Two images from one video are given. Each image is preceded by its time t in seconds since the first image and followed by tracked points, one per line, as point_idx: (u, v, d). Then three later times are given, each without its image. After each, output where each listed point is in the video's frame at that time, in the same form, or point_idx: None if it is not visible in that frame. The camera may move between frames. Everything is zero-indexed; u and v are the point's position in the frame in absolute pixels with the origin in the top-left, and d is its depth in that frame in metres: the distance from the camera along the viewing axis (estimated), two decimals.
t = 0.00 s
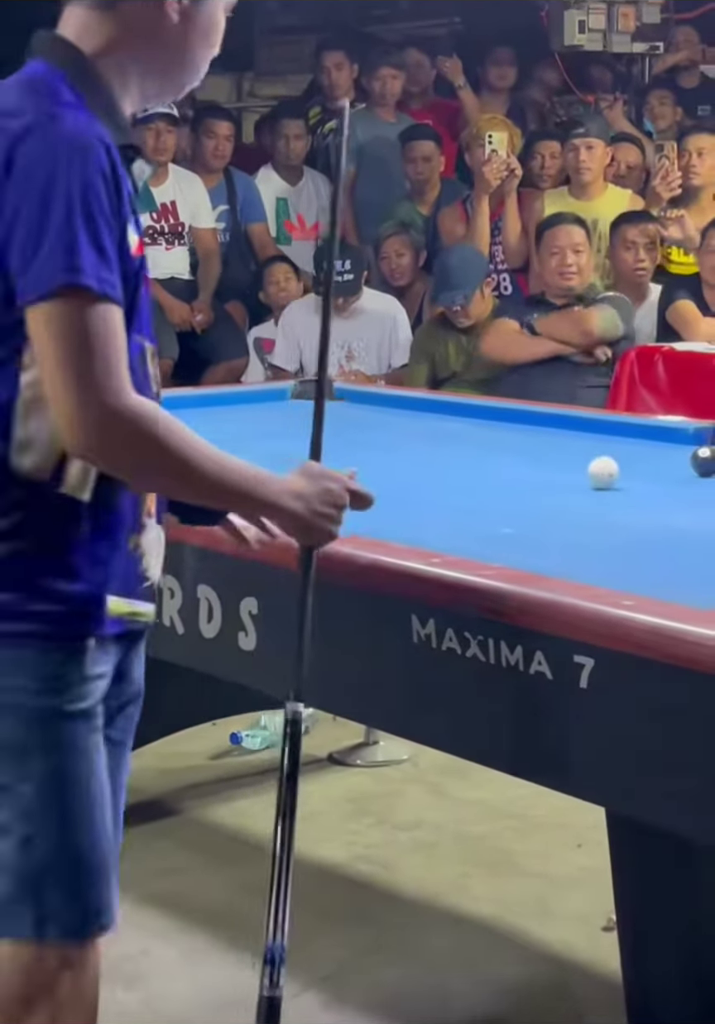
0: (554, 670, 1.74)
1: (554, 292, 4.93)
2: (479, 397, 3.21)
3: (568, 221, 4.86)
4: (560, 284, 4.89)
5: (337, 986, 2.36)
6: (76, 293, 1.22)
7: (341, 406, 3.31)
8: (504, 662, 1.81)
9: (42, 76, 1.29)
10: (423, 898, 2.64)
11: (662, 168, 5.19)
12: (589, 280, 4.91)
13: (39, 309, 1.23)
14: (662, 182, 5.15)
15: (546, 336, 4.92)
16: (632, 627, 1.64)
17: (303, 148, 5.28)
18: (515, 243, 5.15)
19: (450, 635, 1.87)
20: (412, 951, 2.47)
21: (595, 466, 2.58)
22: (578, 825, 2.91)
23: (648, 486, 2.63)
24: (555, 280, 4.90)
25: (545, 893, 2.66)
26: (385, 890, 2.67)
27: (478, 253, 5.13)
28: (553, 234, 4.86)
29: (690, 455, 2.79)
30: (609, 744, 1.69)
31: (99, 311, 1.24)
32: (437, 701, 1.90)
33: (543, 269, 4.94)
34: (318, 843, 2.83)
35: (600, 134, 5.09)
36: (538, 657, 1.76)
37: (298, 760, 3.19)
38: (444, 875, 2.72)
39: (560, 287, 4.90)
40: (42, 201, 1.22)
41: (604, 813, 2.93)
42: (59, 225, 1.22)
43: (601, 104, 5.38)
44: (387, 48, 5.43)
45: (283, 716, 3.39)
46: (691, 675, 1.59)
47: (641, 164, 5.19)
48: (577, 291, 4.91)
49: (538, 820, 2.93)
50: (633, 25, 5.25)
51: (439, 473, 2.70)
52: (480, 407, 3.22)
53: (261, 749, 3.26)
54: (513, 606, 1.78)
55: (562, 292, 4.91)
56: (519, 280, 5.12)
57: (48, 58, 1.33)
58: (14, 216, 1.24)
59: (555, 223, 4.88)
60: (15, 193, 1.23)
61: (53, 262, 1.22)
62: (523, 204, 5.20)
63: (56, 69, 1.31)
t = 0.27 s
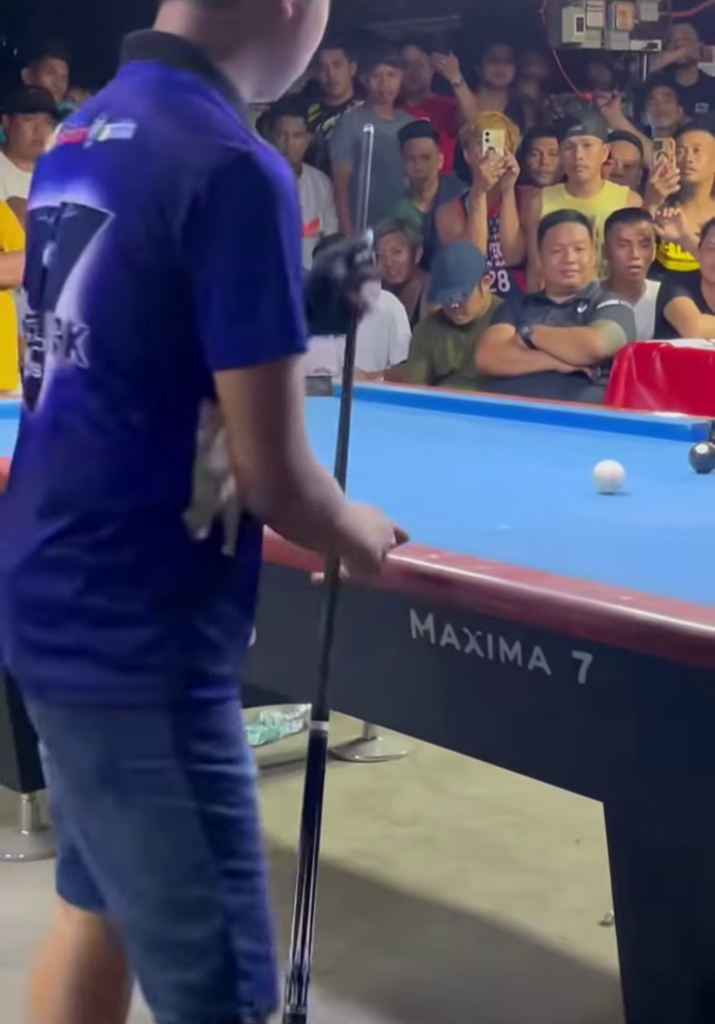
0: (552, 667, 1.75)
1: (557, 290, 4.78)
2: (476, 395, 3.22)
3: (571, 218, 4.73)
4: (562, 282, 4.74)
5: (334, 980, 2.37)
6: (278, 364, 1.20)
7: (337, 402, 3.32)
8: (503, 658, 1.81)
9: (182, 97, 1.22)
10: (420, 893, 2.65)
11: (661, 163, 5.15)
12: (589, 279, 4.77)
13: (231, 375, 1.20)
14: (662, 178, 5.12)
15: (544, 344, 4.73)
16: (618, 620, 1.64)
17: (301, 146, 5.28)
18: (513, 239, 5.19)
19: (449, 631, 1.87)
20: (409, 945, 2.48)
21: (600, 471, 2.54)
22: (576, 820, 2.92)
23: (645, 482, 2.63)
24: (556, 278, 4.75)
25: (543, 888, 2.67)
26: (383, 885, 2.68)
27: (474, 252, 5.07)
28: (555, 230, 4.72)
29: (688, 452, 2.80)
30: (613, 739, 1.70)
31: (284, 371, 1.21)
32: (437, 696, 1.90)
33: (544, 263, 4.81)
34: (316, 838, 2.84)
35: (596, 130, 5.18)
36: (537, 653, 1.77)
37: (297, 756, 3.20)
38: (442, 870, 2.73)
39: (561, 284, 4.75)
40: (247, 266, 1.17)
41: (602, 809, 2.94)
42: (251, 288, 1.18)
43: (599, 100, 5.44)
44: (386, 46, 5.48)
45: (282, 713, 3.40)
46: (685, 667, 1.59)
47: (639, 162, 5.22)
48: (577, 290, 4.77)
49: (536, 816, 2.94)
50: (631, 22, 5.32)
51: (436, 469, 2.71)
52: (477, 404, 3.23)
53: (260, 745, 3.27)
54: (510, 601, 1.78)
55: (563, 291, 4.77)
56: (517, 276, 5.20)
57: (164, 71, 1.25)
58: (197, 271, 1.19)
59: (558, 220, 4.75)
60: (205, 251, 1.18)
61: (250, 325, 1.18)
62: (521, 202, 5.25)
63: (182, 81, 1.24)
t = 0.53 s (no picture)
0: (553, 663, 1.75)
1: (559, 288, 4.76)
2: (480, 391, 3.23)
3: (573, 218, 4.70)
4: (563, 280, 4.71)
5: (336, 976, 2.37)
6: (446, 352, 1.15)
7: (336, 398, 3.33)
8: (503, 654, 1.82)
9: (324, 67, 1.16)
10: (421, 889, 2.66)
11: (661, 160, 5.19)
12: (590, 279, 4.74)
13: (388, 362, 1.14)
14: (661, 176, 5.16)
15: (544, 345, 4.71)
16: (616, 616, 1.64)
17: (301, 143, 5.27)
18: (513, 237, 5.21)
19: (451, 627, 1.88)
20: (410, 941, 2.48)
21: (606, 473, 2.51)
22: (577, 817, 2.93)
23: (645, 478, 2.64)
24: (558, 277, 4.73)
25: (543, 884, 2.67)
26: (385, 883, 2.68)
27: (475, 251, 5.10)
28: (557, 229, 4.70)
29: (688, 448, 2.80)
30: (599, 736, 1.69)
31: (445, 368, 1.16)
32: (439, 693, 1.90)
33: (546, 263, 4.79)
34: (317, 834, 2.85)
35: (596, 127, 5.20)
36: (538, 649, 1.77)
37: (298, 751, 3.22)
38: (443, 866, 2.74)
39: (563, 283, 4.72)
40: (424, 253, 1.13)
41: (603, 805, 2.94)
42: (429, 273, 1.13)
43: (599, 97, 5.46)
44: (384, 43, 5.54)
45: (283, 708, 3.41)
46: (671, 663, 1.58)
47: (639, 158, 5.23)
48: (578, 289, 4.75)
49: (537, 813, 2.95)
50: (630, 19, 5.34)
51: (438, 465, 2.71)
52: (478, 400, 3.24)
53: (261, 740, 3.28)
54: (509, 597, 1.78)
55: (564, 290, 4.75)
56: (516, 273, 5.21)
57: (277, 37, 1.19)
58: (370, 262, 1.12)
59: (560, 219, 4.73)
60: (388, 240, 1.12)
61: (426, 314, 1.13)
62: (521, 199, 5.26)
63: (316, 51, 1.18)
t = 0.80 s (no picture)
0: (552, 660, 1.74)
1: (557, 290, 4.74)
2: (480, 389, 3.24)
3: (576, 216, 4.73)
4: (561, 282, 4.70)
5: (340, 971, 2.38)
6: (431, 321, 1.06)
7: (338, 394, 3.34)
8: (504, 651, 1.81)
9: (334, 54, 1.09)
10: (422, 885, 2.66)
11: (661, 161, 5.22)
12: (590, 280, 4.73)
13: (368, 317, 1.03)
14: (662, 174, 5.17)
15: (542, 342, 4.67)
16: (614, 611, 1.65)
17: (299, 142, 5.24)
18: (511, 236, 5.19)
19: (450, 625, 1.88)
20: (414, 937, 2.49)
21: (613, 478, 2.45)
22: (577, 815, 2.94)
23: (644, 475, 2.64)
24: (558, 277, 4.71)
25: (543, 880, 2.68)
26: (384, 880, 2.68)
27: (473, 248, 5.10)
28: (559, 226, 4.70)
29: (689, 446, 2.80)
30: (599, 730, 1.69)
31: (431, 343, 1.07)
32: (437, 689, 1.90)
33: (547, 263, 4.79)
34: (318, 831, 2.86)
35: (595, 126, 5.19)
36: (537, 646, 1.76)
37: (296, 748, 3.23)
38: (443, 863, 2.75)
39: (562, 284, 4.71)
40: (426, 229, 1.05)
41: (602, 802, 2.95)
42: (428, 252, 1.05)
43: (598, 96, 5.45)
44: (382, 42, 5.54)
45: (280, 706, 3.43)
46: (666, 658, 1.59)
47: (638, 157, 5.21)
48: (576, 290, 4.72)
49: (535, 810, 2.96)
50: (629, 17, 5.31)
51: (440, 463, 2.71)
52: (477, 397, 3.25)
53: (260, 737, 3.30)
54: (508, 593, 1.78)
55: (563, 291, 4.73)
56: (516, 271, 5.16)
57: (286, 24, 1.12)
58: (365, 236, 1.04)
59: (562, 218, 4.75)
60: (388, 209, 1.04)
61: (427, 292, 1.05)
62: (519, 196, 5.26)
63: (327, 37, 1.11)
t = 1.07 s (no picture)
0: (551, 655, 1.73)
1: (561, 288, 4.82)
2: (480, 385, 3.24)
3: (577, 212, 4.83)
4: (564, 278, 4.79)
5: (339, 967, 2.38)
6: (370, 351, 0.93)
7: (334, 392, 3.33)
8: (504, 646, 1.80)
9: (289, 50, 0.96)
10: (420, 882, 2.67)
11: (662, 158, 5.15)
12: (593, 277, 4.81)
13: (294, 346, 0.91)
14: (663, 171, 5.11)
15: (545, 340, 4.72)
16: (615, 606, 1.65)
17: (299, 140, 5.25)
18: (512, 234, 5.19)
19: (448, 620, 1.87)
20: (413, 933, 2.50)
21: (613, 479, 2.43)
22: (576, 811, 2.95)
23: (643, 472, 2.64)
24: (560, 273, 4.80)
25: (542, 875, 2.69)
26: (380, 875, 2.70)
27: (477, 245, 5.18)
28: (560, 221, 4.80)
29: (688, 442, 2.80)
30: (598, 725, 1.68)
31: (374, 365, 0.94)
32: (434, 686, 1.89)
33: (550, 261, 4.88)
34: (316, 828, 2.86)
35: (595, 124, 5.19)
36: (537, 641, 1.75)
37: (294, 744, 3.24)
38: (442, 860, 2.75)
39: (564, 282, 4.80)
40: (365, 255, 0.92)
41: (601, 799, 2.96)
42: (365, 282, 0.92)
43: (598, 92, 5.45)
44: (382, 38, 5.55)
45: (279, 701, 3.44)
46: (666, 655, 1.59)
47: (638, 154, 5.14)
48: (579, 286, 4.79)
49: (534, 807, 2.97)
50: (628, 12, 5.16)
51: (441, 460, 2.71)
52: (476, 394, 3.24)
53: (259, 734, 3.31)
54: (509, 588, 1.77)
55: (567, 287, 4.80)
56: (516, 268, 5.14)
57: (245, 11, 1.00)
58: (289, 248, 0.92)
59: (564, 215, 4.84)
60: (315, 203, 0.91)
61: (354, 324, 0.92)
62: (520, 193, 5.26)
63: (284, 32, 0.98)
